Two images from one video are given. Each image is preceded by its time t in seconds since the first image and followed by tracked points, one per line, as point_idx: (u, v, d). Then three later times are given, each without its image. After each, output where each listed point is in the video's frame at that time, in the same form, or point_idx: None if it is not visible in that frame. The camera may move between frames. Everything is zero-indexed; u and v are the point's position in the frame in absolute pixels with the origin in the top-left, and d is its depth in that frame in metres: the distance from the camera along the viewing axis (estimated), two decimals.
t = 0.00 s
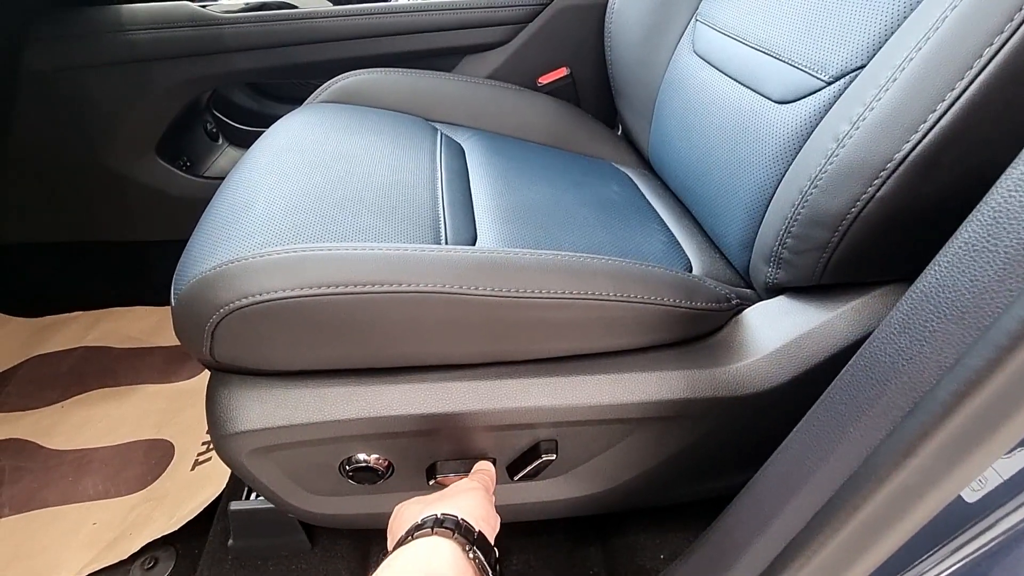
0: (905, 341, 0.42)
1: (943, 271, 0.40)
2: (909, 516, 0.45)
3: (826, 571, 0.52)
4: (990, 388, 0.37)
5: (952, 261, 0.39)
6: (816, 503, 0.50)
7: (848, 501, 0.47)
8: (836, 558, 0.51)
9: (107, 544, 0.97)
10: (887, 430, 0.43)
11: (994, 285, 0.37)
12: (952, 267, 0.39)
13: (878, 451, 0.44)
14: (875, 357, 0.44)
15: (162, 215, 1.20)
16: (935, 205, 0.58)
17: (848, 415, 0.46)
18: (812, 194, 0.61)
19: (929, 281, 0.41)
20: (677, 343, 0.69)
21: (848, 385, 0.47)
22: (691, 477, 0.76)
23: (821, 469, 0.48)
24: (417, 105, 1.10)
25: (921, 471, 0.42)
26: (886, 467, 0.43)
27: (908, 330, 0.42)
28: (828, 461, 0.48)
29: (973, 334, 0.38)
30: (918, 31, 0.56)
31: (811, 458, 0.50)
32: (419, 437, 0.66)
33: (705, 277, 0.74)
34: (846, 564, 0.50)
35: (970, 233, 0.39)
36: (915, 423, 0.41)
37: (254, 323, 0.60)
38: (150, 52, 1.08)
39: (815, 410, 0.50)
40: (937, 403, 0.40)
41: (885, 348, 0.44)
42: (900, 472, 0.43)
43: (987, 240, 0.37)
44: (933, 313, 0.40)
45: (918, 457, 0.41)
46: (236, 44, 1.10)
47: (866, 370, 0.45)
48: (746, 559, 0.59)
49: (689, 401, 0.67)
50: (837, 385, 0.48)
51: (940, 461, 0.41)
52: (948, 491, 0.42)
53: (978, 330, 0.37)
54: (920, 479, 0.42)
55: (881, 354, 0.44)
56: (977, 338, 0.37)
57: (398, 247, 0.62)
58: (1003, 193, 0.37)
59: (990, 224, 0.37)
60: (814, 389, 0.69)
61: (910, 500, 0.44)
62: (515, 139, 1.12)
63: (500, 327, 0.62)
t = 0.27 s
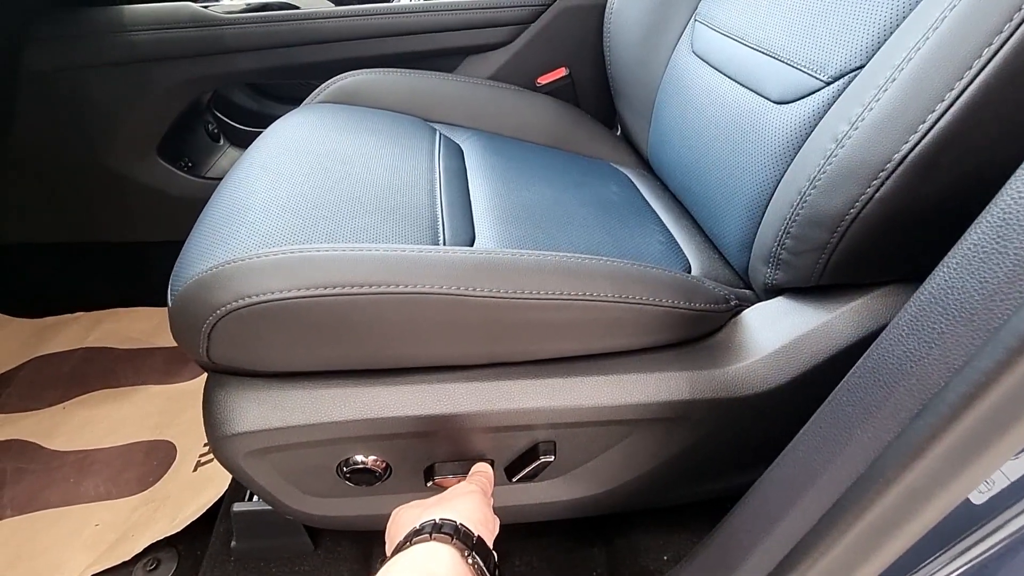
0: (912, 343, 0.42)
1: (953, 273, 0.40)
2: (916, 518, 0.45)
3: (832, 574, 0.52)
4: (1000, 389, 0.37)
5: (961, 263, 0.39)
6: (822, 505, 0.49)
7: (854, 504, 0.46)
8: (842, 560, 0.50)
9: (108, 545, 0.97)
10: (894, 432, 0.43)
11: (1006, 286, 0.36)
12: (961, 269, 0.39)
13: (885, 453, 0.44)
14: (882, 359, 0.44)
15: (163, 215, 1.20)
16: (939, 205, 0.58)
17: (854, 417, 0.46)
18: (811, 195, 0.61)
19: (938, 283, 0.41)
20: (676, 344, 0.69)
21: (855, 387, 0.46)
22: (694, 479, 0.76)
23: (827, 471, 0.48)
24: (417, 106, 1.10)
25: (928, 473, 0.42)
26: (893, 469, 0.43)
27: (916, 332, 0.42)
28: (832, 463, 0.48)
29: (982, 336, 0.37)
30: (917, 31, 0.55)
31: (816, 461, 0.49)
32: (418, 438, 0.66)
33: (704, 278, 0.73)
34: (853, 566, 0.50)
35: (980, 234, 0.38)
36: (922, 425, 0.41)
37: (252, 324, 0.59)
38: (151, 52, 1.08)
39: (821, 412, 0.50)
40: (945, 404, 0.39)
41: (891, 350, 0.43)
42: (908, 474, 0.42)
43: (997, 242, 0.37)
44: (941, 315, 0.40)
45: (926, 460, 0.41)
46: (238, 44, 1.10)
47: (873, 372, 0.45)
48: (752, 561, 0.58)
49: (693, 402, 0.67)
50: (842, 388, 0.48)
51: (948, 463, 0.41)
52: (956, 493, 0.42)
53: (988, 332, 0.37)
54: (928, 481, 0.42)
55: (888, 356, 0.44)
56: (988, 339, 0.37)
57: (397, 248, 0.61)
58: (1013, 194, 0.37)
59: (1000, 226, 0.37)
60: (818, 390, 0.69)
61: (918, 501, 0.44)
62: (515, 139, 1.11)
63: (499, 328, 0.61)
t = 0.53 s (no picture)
0: (910, 346, 0.42)
1: (951, 276, 0.39)
2: (915, 522, 0.45)
3: None
4: (999, 393, 0.37)
5: (960, 266, 0.39)
6: (821, 509, 0.49)
7: (853, 507, 0.46)
8: (842, 563, 0.50)
9: (109, 546, 0.97)
10: (894, 436, 0.43)
11: (1004, 289, 0.36)
12: (960, 271, 0.39)
13: (884, 457, 0.43)
14: (881, 362, 0.44)
15: (161, 217, 1.20)
16: (937, 207, 0.58)
17: (852, 420, 0.46)
18: (804, 196, 0.61)
19: (938, 285, 0.40)
20: (668, 346, 0.68)
21: (854, 390, 0.46)
22: (693, 480, 0.76)
23: (826, 474, 0.48)
24: (414, 107, 1.09)
25: (927, 477, 0.42)
26: (892, 472, 0.43)
27: (913, 336, 0.41)
28: (830, 467, 0.47)
29: (980, 340, 0.37)
30: (909, 32, 0.55)
31: (814, 463, 0.49)
32: (411, 441, 0.65)
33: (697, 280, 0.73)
34: (852, 569, 0.50)
35: (979, 237, 0.38)
36: (921, 429, 0.41)
37: (242, 326, 0.59)
38: (150, 54, 1.07)
39: (819, 415, 0.50)
40: (944, 408, 0.39)
41: (891, 353, 0.43)
42: (907, 477, 0.42)
43: (996, 244, 0.37)
44: (939, 318, 0.40)
45: (925, 463, 0.41)
46: (236, 46, 1.10)
47: (871, 375, 0.44)
48: (751, 564, 0.58)
49: (694, 404, 0.67)
50: (841, 391, 0.48)
51: (948, 467, 0.41)
52: (956, 496, 0.42)
53: (987, 336, 0.37)
54: (928, 485, 0.42)
55: (886, 359, 0.43)
56: (986, 343, 0.37)
57: (389, 250, 0.61)
58: (1013, 197, 0.36)
59: (1000, 228, 0.37)
60: (816, 391, 0.69)
61: (917, 505, 0.43)
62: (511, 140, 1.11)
63: (493, 331, 0.61)
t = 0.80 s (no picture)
0: (909, 348, 0.41)
1: (950, 277, 0.39)
2: (916, 523, 0.44)
3: None
4: (1000, 395, 0.37)
5: (959, 267, 0.39)
6: (822, 510, 0.49)
7: (854, 508, 0.46)
8: (842, 565, 0.50)
9: (109, 547, 0.96)
10: (894, 437, 0.43)
11: (1002, 291, 0.36)
12: (959, 273, 0.39)
13: (885, 459, 0.43)
14: (880, 364, 0.44)
15: (160, 218, 1.20)
16: (935, 207, 0.58)
17: (852, 422, 0.46)
18: (800, 197, 0.61)
19: (937, 287, 0.40)
20: (665, 347, 0.68)
21: (853, 391, 0.46)
22: (693, 481, 0.76)
23: (825, 475, 0.48)
24: (413, 108, 1.09)
25: (928, 478, 0.42)
26: (892, 474, 0.43)
27: (912, 337, 0.41)
28: (831, 468, 0.47)
29: (980, 342, 0.37)
30: (905, 33, 0.55)
31: (814, 465, 0.49)
32: (409, 442, 0.65)
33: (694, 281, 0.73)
34: (852, 570, 0.50)
35: (978, 238, 0.38)
36: (921, 430, 0.41)
37: (239, 327, 0.59)
38: (150, 54, 1.08)
39: (818, 417, 0.50)
40: (943, 410, 0.39)
41: (890, 354, 0.43)
42: (908, 478, 0.42)
43: (995, 246, 0.37)
44: (938, 320, 0.40)
45: (926, 465, 0.41)
46: (236, 46, 1.10)
47: (871, 377, 0.44)
48: (751, 566, 0.58)
49: (693, 404, 0.67)
50: (840, 392, 0.48)
51: (949, 468, 0.40)
52: (956, 498, 0.42)
53: (987, 338, 0.37)
54: (928, 486, 0.42)
55: (885, 360, 0.43)
56: (987, 345, 0.37)
57: (385, 250, 0.61)
58: (1012, 198, 0.36)
59: (999, 230, 0.37)
60: (815, 392, 0.69)
61: (918, 506, 0.43)
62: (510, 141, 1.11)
63: (490, 331, 0.61)
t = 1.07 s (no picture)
0: (909, 351, 0.42)
1: (950, 280, 0.39)
2: (916, 525, 0.45)
3: None
4: (999, 398, 0.37)
5: (959, 271, 0.39)
6: (822, 512, 0.49)
7: (854, 510, 0.46)
8: (843, 566, 0.50)
9: (111, 548, 0.97)
10: (895, 440, 0.43)
11: (1002, 294, 0.36)
12: (959, 276, 0.39)
13: (885, 461, 0.44)
14: (881, 366, 0.44)
15: (162, 220, 1.20)
16: (935, 210, 0.58)
17: (853, 424, 0.46)
18: (800, 200, 0.61)
19: (937, 290, 0.40)
20: (666, 349, 0.69)
21: (853, 394, 0.46)
22: (694, 483, 0.76)
23: (826, 477, 0.48)
24: (414, 110, 1.10)
25: (928, 480, 0.42)
26: (892, 476, 0.43)
27: (913, 340, 0.42)
28: (831, 470, 0.48)
29: (979, 345, 0.37)
30: (905, 37, 0.55)
31: (815, 467, 0.49)
32: (411, 444, 0.66)
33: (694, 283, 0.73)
34: (853, 571, 0.50)
35: (977, 242, 0.38)
36: (921, 433, 0.41)
37: (241, 329, 0.59)
38: (152, 57, 1.08)
39: (818, 419, 0.50)
40: (943, 412, 0.39)
41: (890, 357, 0.43)
42: (908, 480, 0.42)
43: (994, 250, 0.37)
44: (938, 323, 0.40)
45: (925, 467, 0.41)
46: (238, 48, 1.10)
47: (871, 379, 0.45)
48: (752, 567, 0.58)
49: (693, 406, 0.67)
50: (841, 395, 0.48)
51: (949, 470, 0.41)
52: (956, 500, 0.42)
53: (986, 341, 0.37)
54: (928, 488, 0.42)
55: (886, 363, 0.44)
56: (986, 349, 0.37)
57: (387, 253, 0.61)
58: (1011, 203, 0.36)
59: (998, 234, 0.37)
60: (815, 394, 0.69)
61: (918, 508, 0.43)
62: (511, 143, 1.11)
63: (491, 333, 0.61)
